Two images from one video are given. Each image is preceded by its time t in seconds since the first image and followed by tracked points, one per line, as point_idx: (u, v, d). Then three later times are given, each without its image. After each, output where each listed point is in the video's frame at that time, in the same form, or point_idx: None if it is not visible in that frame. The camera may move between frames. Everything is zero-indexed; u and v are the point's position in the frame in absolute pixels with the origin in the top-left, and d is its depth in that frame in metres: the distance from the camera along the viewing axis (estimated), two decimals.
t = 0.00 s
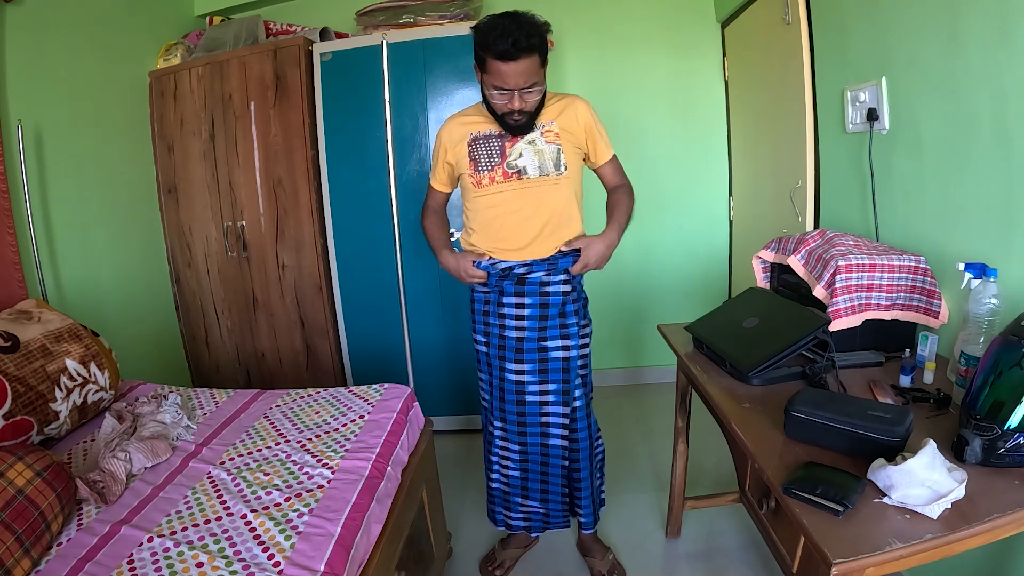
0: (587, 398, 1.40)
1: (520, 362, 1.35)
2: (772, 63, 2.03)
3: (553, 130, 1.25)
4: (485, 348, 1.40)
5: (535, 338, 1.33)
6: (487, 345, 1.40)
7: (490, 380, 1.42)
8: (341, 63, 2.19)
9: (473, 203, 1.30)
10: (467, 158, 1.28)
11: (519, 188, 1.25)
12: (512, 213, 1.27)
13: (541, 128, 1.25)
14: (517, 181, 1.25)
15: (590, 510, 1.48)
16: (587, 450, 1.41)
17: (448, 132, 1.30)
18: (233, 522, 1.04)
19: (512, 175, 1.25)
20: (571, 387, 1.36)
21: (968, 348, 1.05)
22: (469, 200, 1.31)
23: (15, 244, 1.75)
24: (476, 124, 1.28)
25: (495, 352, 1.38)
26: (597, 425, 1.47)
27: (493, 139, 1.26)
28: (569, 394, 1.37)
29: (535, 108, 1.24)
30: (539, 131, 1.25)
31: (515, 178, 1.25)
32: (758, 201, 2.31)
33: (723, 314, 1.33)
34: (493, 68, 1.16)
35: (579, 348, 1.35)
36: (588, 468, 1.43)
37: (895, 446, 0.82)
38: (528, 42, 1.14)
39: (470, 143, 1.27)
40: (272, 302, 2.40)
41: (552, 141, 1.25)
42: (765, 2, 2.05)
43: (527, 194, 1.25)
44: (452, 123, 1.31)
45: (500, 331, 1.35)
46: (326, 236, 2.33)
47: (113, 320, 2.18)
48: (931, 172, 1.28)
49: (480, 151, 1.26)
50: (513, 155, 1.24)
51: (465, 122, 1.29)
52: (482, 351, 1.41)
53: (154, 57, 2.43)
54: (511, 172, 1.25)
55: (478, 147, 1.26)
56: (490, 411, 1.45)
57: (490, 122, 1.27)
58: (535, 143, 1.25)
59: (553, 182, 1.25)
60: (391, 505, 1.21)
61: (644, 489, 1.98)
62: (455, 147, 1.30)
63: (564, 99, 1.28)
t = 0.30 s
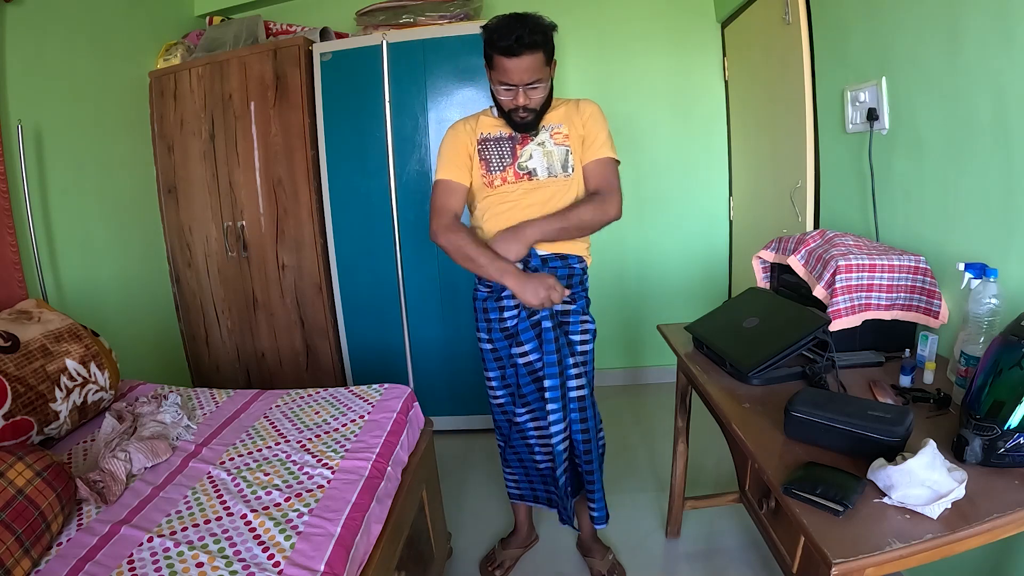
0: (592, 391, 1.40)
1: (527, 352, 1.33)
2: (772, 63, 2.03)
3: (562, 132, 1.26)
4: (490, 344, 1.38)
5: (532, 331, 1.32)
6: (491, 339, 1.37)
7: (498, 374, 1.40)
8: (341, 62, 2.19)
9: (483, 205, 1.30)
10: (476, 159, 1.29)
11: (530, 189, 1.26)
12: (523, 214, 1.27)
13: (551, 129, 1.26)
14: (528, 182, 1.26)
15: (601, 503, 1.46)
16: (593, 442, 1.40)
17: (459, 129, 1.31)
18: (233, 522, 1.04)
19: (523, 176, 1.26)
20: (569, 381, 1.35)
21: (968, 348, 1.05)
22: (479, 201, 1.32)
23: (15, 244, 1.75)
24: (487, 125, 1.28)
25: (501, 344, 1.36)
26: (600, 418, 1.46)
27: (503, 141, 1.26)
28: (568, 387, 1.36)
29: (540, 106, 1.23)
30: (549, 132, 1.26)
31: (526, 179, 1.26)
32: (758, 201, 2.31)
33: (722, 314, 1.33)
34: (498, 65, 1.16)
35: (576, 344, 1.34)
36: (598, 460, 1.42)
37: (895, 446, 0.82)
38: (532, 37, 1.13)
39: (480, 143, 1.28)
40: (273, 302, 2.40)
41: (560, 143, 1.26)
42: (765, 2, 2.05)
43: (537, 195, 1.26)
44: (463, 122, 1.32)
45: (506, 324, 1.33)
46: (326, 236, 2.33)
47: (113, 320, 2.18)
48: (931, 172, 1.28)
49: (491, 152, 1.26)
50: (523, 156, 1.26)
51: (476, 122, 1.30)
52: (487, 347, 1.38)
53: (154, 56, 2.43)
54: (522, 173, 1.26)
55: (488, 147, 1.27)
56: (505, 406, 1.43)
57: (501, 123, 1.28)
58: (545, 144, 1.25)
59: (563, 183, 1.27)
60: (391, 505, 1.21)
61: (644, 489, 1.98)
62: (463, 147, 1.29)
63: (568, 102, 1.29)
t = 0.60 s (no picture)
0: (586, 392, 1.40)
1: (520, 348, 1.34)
2: (772, 63, 2.03)
3: (565, 139, 1.26)
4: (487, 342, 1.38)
5: (525, 327, 1.33)
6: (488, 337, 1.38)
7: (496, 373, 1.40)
8: (341, 62, 2.19)
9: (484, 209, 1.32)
10: (478, 162, 1.29)
11: (529, 196, 1.27)
12: (520, 220, 1.28)
13: (552, 136, 1.26)
14: (527, 189, 1.26)
15: (584, 505, 1.48)
16: (579, 443, 1.41)
17: (463, 125, 1.29)
18: (233, 522, 1.04)
19: (522, 182, 1.26)
20: (558, 382, 1.35)
21: (968, 348, 1.05)
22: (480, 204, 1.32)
23: (15, 244, 1.75)
24: (490, 127, 1.28)
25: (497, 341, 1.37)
26: (593, 418, 1.45)
27: (505, 145, 1.26)
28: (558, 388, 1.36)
29: (548, 112, 1.23)
30: (551, 139, 1.25)
31: (525, 186, 1.26)
32: (758, 201, 2.31)
33: (722, 314, 1.33)
34: (508, 73, 1.15)
35: (573, 344, 1.35)
36: (581, 463, 1.43)
37: (895, 446, 0.82)
38: (544, 47, 1.12)
39: (481, 147, 1.28)
40: (272, 302, 2.40)
41: (562, 151, 1.26)
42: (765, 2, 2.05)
43: (536, 203, 1.27)
44: (467, 121, 1.30)
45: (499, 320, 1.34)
46: (326, 236, 2.33)
47: (113, 320, 2.18)
48: (931, 172, 1.28)
49: (492, 156, 1.27)
50: (524, 162, 1.25)
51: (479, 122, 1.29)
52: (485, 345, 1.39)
53: (154, 56, 2.43)
54: (521, 179, 1.26)
55: (489, 152, 1.27)
56: (502, 405, 1.43)
57: (503, 126, 1.27)
58: (546, 151, 1.25)
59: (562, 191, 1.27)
60: (391, 505, 1.21)
61: (643, 489, 1.98)
62: (467, 148, 1.29)
63: (573, 103, 1.28)
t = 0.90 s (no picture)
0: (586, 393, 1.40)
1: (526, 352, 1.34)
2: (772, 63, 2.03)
3: (563, 134, 1.26)
4: (489, 347, 1.37)
5: (529, 333, 1.32)
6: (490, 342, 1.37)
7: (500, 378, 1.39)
8: (341, 62, 2.19)
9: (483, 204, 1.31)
10: (476, 157, 1.29)
11: (527, 189, 1.26)
12: (520, 215, 1.27)
13: (552, 130, 1.26)
14: (526, 182, 1.26)
15: (584, 506, 1.48)
16: (580, 446, 1.41)
17: (461, 122, 1.30)
18: (233, 522, 1.04)
19: (521, 175, 1.26)
20: (560, 385, 1.35)
21: (968, 348, 1.05)
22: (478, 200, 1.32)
23: (15, 244, 1.75)
24: (489, 124, 1.29)
25: (500, 346, 1.36)
26: (592, 421, 1.45)
27: (504, 140, 1.27)
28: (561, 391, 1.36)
29: (547, 103, 1.23)
30: (550, 133, 1.26)
31: (524, 179, 1.26)
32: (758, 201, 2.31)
33: (722, 314, 1.33)
34: (507, 60, 1.17)
35: (574, 347, 1.34)
36: (582, 466, 1.43)
37: (895, 446, 0.82)
38: (544, 33, 1.15)
39: (481, 141, 1.28)
40: (272, 302, 2.40)
41: (561, 145, 1.26)
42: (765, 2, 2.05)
43: (536, 196, 1.26)
44: (464, 118, 1.31)
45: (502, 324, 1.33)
46: (326, 236, 2.33)
47: (113, 320, 2.18)
48: (931, 172, 1.28)
49: (491, 151, 1.27)
50: (523, 156, 1.26)
51: (477, 119, 1.29)
52: (486, 350, 1.38)
53: (154, 57, 2.43)
54: (521, 173, 1.26)
55: (488, 147, 1.27)
56: (504, 408, 1.43)
57: (503, 122, 1.28)
58: (546, 145, 1.26)
59: (561, 185, 1.26)
60: (391, 505, 1.21)
61: (643, 489, 1.98)
62: (464, 144, 1.30)
63: (572, 100, 1.29)
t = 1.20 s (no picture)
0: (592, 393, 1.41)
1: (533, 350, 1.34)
2: (772, 63, 2.03)
3: (552, 127, 1.26)
4: (491, 348, 1.37)
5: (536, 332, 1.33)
6: (492, 343, 1.36)
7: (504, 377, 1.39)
8: (341, 62, 2.19)
9: (476, 206, 1.31)
10: (466, 159, 1.29)
11: (520, 187, 1.26)
12: (515, 213, 1.27)
13: (540, 125, 1.26)
14: (518, 180, 1.26)
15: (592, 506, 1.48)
16: (588, 444, 1.42)
17: (448, 128, 1.31)
18: (233, 522, 1.04)
19: (513, 173, 1.26)
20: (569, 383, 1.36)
21: (968, 348, 1.05)
22: (471, 202, 1.32)
23: (15, 244, 1.75)
24: (475, 124, 1.28)
25: (504, 345, 1.36)
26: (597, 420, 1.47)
27: (492, 139, 1.26)
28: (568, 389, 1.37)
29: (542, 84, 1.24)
30: (538, 128, 1.26)
31: (516, 177, 1.26)
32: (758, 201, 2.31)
33: (722, 314, 1.33)
34: (498, 47, 1.17)
35: (579, 347, 1.35)
36: (591, 466, 1.44)
37: (895, 446, 0.82)
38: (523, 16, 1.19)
39: (469, 143, 1.28)
40: (273, 302, 2.40)
41: (551, 139, 1.26)
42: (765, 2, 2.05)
43: (529, 193, 1.26)
44: (450, 123, 1.31)
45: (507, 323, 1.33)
46: (327, 236, 2.33)
47: (113, 319, 2.18)
48: (931, 172, 1.28)
49: (480, 151, 1.27)
50: (513, 153, 1.25)
51: (463, 121, 1.29)
52: (487, 351, 1.37)
53: (154, 56, 2.43)
54: (512, 171, 1.26)
55: (476, 147, 1.27)
56: (506, 408, 1.43)
57: (489, 121, 1.28)
58: (536, 140, 1.25)
59: (554, 179, 1.26)
60: (391, 505, 1.21)
61: (643, 489, 1.98)
62: (452, 149, 1.30)
63: (557, 93, 1.29)
